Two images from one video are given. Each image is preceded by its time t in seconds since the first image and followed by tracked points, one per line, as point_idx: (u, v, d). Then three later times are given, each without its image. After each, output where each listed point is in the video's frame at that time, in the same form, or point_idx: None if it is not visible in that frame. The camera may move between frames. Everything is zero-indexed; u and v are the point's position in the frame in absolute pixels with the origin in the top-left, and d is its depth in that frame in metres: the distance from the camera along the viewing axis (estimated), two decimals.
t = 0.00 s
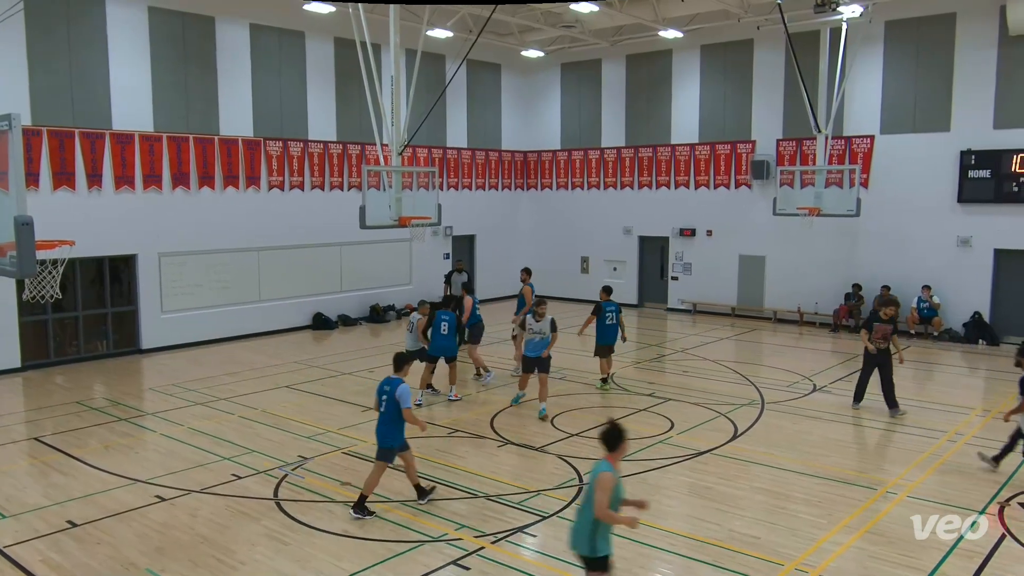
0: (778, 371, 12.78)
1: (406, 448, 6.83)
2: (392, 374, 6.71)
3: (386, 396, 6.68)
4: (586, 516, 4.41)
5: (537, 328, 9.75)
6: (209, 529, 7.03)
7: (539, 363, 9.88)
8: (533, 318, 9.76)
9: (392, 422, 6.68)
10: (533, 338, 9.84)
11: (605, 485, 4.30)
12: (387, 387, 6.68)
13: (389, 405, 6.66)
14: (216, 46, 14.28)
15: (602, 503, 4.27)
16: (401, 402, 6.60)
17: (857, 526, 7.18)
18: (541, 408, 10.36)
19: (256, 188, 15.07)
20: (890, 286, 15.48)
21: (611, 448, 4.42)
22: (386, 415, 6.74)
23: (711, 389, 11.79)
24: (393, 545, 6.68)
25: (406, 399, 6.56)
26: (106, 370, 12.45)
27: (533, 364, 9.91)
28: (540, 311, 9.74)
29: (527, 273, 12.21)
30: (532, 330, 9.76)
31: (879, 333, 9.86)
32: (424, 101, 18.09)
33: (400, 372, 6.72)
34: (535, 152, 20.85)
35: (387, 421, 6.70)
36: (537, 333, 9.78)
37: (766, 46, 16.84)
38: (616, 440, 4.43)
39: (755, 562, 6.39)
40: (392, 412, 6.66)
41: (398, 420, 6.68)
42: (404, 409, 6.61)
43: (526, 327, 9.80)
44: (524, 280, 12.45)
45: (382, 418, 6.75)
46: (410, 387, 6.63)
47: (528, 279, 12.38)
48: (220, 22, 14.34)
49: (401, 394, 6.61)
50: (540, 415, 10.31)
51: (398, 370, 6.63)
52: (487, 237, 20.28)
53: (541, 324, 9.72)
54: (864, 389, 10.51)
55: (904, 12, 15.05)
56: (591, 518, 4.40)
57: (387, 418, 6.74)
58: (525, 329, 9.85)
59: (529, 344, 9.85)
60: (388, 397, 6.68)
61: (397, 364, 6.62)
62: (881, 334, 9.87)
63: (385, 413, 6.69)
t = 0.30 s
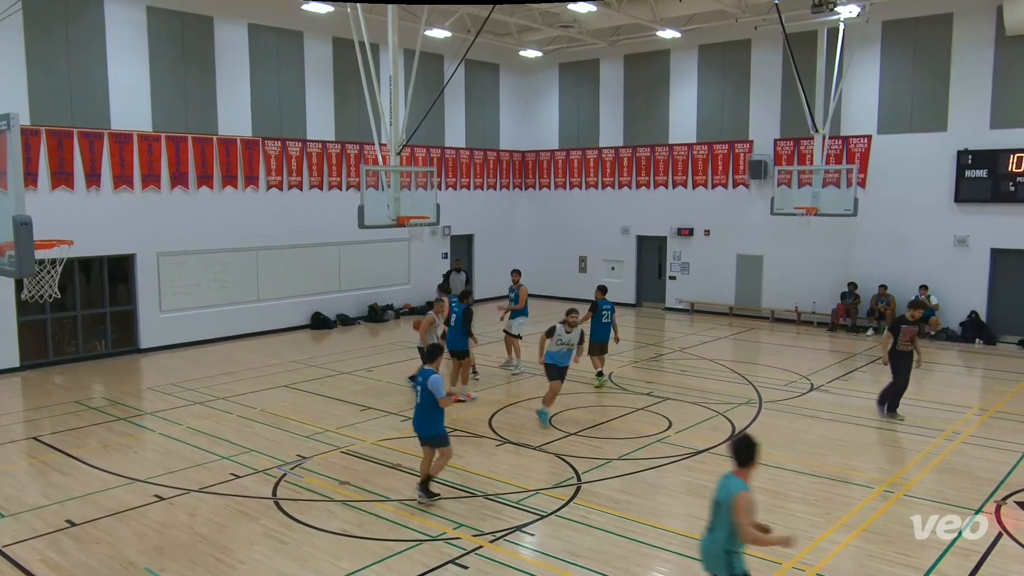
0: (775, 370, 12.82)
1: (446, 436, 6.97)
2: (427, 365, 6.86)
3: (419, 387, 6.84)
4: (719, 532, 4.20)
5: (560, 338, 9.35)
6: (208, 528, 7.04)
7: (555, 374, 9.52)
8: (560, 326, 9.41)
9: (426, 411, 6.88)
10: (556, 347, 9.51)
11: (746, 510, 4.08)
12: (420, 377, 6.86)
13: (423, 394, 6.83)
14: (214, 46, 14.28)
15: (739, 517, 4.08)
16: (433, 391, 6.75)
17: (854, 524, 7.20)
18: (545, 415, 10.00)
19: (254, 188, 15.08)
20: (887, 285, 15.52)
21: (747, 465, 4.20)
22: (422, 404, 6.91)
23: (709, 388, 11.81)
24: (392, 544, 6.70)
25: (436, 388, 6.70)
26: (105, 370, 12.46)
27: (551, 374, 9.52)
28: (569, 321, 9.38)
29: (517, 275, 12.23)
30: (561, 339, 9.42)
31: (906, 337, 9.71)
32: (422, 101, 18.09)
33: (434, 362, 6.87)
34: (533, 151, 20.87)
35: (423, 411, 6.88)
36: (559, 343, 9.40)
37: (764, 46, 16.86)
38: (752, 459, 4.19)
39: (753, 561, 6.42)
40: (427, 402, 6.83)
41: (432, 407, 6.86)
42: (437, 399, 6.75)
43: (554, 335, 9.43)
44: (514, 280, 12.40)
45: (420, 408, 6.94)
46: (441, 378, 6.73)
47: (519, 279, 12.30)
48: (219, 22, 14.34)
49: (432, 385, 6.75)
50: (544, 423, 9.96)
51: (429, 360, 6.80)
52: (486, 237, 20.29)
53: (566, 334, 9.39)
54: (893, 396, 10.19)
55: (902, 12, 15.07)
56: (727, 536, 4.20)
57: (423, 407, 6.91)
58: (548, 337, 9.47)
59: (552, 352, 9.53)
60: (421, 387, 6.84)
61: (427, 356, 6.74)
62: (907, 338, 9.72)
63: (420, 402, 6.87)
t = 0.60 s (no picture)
0: (774, 369, 12.84)
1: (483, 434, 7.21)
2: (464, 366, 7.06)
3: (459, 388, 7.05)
4: (884, 543, 3.98)
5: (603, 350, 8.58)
6: (208, 528, 7.05)
7: (598, 387, 8.71)
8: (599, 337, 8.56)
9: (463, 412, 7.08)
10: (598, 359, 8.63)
11: (925, 516, 3.93)
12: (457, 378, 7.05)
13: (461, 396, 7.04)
14: (214, 46, 14.29)
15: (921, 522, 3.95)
16: (471, 394, 6.95)
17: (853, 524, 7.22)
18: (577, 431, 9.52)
19: (253, 188, 15.09)
20: (886, 285, 15.54)
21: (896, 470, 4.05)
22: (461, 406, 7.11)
23: (708, 388, 11.82)
24: (391, 543, 6.71)
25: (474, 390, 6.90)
26: (105, 370, 12.46)
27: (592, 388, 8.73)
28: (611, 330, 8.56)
29: (520, 272, 12.55)
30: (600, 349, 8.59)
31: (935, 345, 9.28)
32: (421, 101, 18.10)
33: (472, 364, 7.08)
34: (532, 151, 20.89)
35: (460, 411, 7.10)
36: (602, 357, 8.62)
37: (763, 46, 16.87)
38: (899, 467, 4.13)
39: (751, 560, 6.44)
40: (463, 403, 7.04)
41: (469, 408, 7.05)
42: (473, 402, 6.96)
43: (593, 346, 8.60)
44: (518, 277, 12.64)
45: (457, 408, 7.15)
46: (478, 381, 6.93)
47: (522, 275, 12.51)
48: (218, 21, 14.34)
49: (468, 387, 6.95)
50: (574, 438, 9.47)
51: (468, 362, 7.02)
52: (485, 237, 20.30)
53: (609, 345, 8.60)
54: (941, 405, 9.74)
55: (901, 12, 15.08)
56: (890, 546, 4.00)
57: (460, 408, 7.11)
58: (587, 352, 8.56)
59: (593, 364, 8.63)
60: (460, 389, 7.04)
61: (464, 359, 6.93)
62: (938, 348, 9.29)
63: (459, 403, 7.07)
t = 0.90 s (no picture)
0: (770, 368, 12.88)
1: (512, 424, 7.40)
2: (501, 356, 7.27)
3: (496, 377, 7.23)
4: None
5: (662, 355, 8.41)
6: (205, 527, 7.07)
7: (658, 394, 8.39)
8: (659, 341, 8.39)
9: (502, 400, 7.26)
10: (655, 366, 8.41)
11: None
12: (496, 368, 7.22)
13: (500, 383, 7.21)
14: (212, 46, 14.31)
15: None
16: (512, 380, 7.18)
17: (848, 521, 7.26)
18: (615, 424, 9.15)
19: (251, 187, 15.10)
20: (882, 284, 15.59)
21: None
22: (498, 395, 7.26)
23: (705, 387, 11.86)
24: (388, 542, 6.73)
25: (516, 376, 7.14)
26: (103, 369, 12.48)
27: (653, 397, 8.38)
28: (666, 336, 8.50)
29: (527, 269, 12.67)
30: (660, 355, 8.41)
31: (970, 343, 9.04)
32: (418, 102, 18.12)
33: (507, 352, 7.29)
34: (530, 151, 20.92)
35: (498, 400, 7.24)
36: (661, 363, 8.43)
37: (759, 46, 16.91)
38: None
39: (747, 558, 6.47)
40: (504, 391, 7.21)
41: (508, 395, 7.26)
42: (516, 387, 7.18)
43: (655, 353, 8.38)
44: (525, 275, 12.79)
45: (491, 398, 7.28)
46: (519, 367, 7.19)
47: (530, 273, 12.66)
48: (216, 21, 14.36)
49: (511, 373, 7.18)
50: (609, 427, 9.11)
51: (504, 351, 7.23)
52: (482, 236, 20.32)
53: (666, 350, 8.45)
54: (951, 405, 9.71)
55: (897, 12, 15.13)
56: None
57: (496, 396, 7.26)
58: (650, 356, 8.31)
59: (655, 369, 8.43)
60: (497, 378, 7.22)
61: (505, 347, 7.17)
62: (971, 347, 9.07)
63: (496, 392, 7.22)
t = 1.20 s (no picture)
0: (761, 365, 12.99)
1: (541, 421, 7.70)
2: (533, 354, 7.54)
3: (527, 374, 7.51)
4: None
5: (726, 360, 7.68)
6: (200, 524, 7.13)
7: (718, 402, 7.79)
8: (721, 343, 7.67)
9: (532, 397, 7.54)
10: (720, 371, 7.69)
11: None
12: (529, 366, 7.50)
13: (530, 380, 7.50)
14: (206, 45, 14.33)
15: None
16: (543, 378, 7.46)
17: (838, 517, 7.35)
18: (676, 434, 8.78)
19: (246, 186, 15.13)
20: (872, 282, 15.71)
21: None
22: (528, 392, 7.54)
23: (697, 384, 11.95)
24: (383, 538, 6.80)
25: (547, 374, 7.42)
26: (97, 368, 12.50)
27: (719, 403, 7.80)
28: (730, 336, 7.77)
29: (530, 267, 12.72)
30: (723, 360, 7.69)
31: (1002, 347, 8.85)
32: (413, 102, 18.16)
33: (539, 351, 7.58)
34: (523, 150, 20.99)
35: (528, 396, 7.53)
36: (725, 366, 7.73)
37: (751, 46, 17.00)
38: None
39: (738, 554, 6.56)
40: (536, 389, 7.50)
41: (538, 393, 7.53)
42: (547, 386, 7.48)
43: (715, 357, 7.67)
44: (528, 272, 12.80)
45: (522, 394, 7.58)
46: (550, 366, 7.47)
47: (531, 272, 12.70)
48: (210, 20, 14.37)
49: (543, 372, 7.46)
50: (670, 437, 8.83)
51: (535, 349, 7.52)
52: (476, 235, 20.39)
53: (731, 352, 7.75)
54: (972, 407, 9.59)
55: (887, 12, 15.23)
56: None
57: (526, 393, 7.55)
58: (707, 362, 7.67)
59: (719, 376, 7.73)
60: (528, 375, 7.50)
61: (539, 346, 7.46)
62: (1001, 350, 9.01)
63: (527, 388, 7.52)
